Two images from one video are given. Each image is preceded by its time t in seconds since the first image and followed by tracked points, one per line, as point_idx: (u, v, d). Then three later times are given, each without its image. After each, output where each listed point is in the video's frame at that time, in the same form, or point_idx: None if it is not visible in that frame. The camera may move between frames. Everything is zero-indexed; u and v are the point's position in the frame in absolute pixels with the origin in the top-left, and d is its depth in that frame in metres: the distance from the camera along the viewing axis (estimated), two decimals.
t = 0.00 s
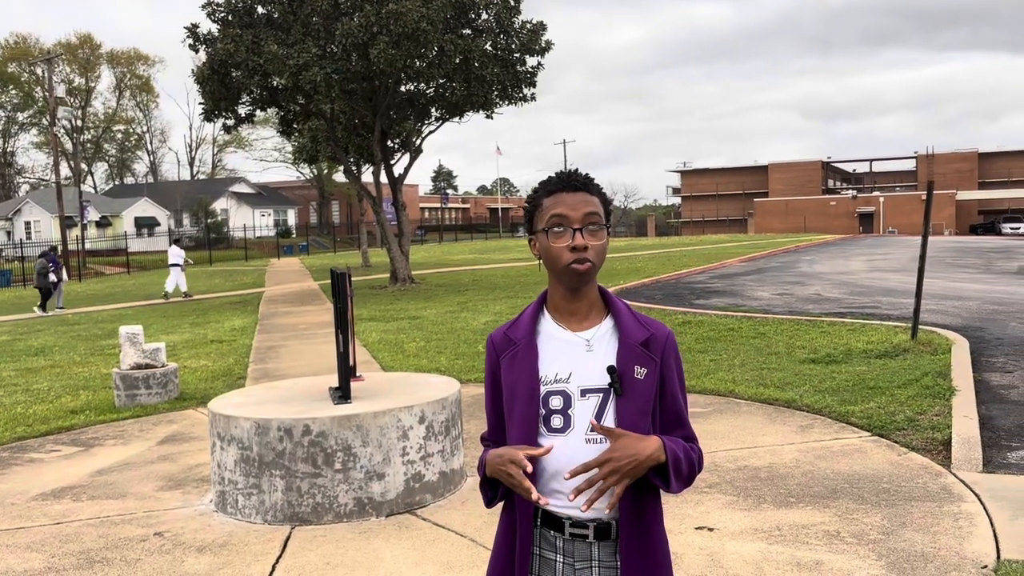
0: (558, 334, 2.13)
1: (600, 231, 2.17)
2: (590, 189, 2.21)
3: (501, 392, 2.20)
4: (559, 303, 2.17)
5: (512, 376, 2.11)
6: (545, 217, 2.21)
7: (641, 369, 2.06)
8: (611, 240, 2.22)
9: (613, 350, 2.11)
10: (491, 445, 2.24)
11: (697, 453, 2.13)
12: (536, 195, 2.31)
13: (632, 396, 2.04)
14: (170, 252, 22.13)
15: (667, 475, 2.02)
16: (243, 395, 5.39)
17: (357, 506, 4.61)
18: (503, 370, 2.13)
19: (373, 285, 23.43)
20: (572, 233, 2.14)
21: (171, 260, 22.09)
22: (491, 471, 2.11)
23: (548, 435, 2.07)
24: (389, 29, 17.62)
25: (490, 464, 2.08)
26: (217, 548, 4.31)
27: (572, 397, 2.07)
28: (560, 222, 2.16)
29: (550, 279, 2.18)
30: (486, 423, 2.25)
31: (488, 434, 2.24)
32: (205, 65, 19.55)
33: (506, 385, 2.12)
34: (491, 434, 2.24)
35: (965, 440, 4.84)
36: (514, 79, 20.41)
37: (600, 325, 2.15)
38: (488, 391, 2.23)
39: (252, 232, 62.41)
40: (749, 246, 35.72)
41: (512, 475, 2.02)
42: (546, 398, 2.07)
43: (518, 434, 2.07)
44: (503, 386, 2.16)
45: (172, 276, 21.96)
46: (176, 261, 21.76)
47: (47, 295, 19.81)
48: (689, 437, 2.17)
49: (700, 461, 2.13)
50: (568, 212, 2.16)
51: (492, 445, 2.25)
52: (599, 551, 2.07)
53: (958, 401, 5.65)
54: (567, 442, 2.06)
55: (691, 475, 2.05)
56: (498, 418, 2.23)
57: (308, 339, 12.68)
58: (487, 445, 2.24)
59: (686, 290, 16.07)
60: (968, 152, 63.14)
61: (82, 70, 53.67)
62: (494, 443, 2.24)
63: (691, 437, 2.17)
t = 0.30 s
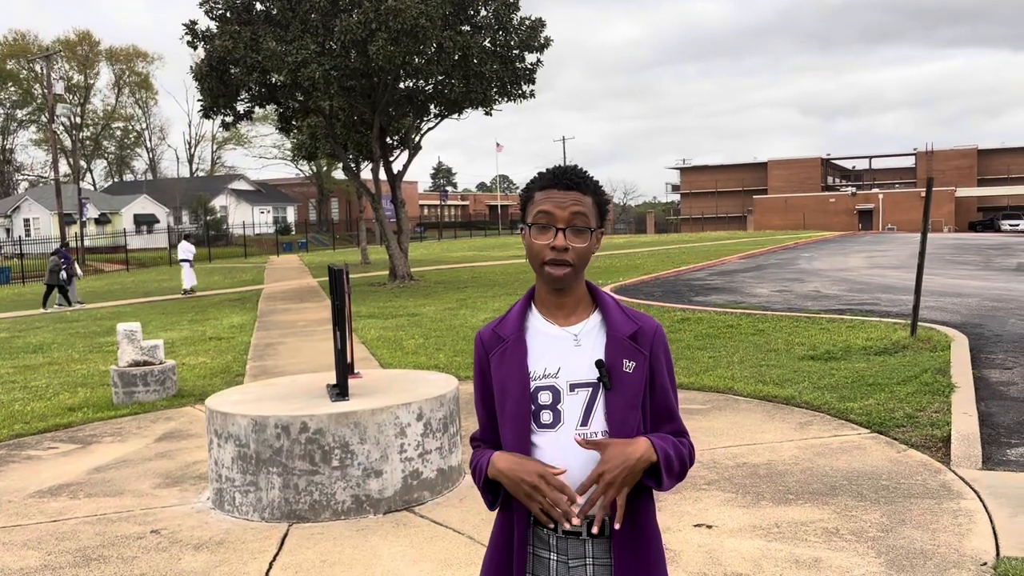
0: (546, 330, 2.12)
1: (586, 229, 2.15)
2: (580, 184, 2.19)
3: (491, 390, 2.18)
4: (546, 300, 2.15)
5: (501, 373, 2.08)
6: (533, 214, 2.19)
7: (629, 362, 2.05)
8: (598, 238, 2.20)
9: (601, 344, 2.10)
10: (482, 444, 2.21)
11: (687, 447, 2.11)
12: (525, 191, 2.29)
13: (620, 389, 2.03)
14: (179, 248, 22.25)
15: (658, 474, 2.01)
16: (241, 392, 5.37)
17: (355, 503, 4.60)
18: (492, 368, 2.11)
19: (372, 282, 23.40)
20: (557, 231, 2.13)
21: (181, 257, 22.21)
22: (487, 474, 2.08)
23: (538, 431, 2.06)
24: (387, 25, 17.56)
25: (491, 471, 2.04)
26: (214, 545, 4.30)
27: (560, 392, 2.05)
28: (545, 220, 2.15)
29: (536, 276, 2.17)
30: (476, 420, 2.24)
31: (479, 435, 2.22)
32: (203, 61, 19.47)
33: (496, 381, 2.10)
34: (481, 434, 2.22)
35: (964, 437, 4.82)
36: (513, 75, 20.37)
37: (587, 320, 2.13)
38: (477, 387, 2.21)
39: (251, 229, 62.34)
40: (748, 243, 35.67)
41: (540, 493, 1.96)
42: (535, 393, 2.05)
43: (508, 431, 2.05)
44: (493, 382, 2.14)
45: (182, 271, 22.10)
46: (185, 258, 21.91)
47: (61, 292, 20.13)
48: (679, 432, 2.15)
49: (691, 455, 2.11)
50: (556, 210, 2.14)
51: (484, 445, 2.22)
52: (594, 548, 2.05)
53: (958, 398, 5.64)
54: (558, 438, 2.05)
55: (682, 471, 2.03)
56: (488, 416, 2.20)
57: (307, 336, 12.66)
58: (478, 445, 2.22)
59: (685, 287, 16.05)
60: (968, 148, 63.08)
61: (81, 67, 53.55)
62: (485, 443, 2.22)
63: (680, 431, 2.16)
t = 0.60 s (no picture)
0: (547, 329, 2.10)
1: (584, 228, 2.13)
2: (578, 182, 2.17)
3: (491, 388, 2.16)
4: (545, 298, 2.14)
5: (501, 371, 2.07)
6: (531, 212, 2.17)
7: (630, 361, 2.04)
8: (597, 236, 2.18)
9: (601, 343, 2.08)
10: (482, 444, 2.20)
11: (683, 447, 2.10)
12: (523, 189, 2.27)
13: (621, 388, 2.02)
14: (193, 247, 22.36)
15: (652, 474, 2.00)
16: (241, 390, 5.37)
17: (356, 502, 4.58)
18: (492, 366, 2.09)
19: (375, 280, 23.37)
20: (555, 231, 2.11)
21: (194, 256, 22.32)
22: (489, 472, 2.06)
23: (540, 430, 2.05)
24: (389, 23, 17.53)
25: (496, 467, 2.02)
26: (215, 543, 4.28)
27: (561, 391, 2.04)
28: (544, 220, 2.13)
29: (535, 274, 2.15)
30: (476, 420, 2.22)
31: (480, 435, 2.20)
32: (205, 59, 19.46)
33: (497, 380, 2.08)
34: (482, 433, 2.20)
35: (967, 435, 4.81)
36: (515, 73, 20.35)
37: (587, 318, 2.12)
38: (477, 386, 2.19)
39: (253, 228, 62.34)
40: (752, 241, 35.71)
41: (549, 494, 1.94)
42: (536, 392, 2.04)
43: (509, 430, 2.04)
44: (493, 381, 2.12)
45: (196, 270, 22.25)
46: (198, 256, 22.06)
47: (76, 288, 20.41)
48: (675, 432, 2.13)
49: (687, 456, 2.10)
50: (554, 209, 2.13)
51: (484, 444, 2.20)
52: (594, 547, 2.03)
53: (960, 396, 5.62)
54: (557, 437, 2.04)
55: (677, 471, 2.03)
56: (488, 415, 2.19)
57: (309, 335, 12.65)
58: (477, 445, 2.21)
59: (687, 285, 16.02)
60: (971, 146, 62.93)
61: (83, 65, 53.57)
62: (485, 443, 2.20)
63: (678, 430, 2.14)
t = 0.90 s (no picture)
0: (551, 329, 2.09)
1: (588, 228, 2.13)
2: (582, 182, 2.16)
3: (496, 388, 2.16)
4: (551, 298, 2.13)
5: (506, 371, 2.07)
6: (535, 212, 2.17)
7: (635, 361, 2.03)
8: (602, 235, 2.18)
9: (606, 342, 2.08)
10: (487, 444, 2.19)
11: (689, 448, 2.10)
12: (526, 189, 2.27)
13: (627, 388, 2.01)
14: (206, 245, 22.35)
15: (658, 474, 2.00)
16: (245, 389, 5.37)
17: (359, 501, 4.58)
18: (497, 366, 2.09)
19: (378, 279, 23.36)
20: (559, 230, 2.11)
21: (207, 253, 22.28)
22: (494, 473, 2.05)
23: (543, 430, 2.04)
24: (392, 22, 17.52)
25: (502, 468, 2.01)
26: (219, 543, 4.29)
27: (567, 391, 2.03)
28: (547, 220, 2.13)
29: (540, 274, 2.15)
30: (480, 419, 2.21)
31: (484, 434, 2.19)
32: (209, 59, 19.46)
33: (501, 380, 2.08)
34: (486, 433, 2.19)
35: (972, 435, 4.79)
36: (518, 72, 20.36)
37: (592, 318, 2.11)
38: (481, 386, 2.19)
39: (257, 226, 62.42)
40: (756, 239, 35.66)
41: (553, 491, 1.93)
42: (541, 392, 2.04)
43: (514, 429, 2.03)
44: (498, 380, 2.12)
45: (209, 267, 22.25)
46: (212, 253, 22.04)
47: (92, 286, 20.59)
48: (682, 432, 2.13)
49: (694, 456, 2.09)
50: (557, 209, 2.12)
51: (488, 445, 2.20)
52: (598, 547, 2.04)
53: (966, 395, 5.60)
54: (563, 436, 2.03)
55: (683, 471, 2.02)
56: (493, 414, 2.18)
57: (312, 333, 12.64)
58: (481, 444, 2.20)
59: (691, 284, 15.99)
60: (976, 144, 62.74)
61: (88, 64, 53.67)
62: (490, 444, 2.20)
63: (683, 430, 2.14)
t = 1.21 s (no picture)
0: (559, 328, 2.09)
1: (595, 227, 2.12)
2: (589, 180, 2.16)
3: (503, 386, 2.16)
4: (558, 297, 2.13)
5: (514, 370, 2.07)
6: (542, 211, 2.16)
7: (641, 361, 2.03)
8: (609, 234, 2.17)
9: (613, 342, 2.08)
10: (494, 442, 2.19)
11: (695, 449, 2.09)
12: (532, 187, 2.27)
13: (633, 387, 2.01)
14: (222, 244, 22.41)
15: (662, 474, 2.00)
16: (251, 389, 5.38)
17: (364, 500, 4.59)
18: (504, 364, 2.09)
19: (383, 279, 23.34)
20: (567, 230, 2.10)
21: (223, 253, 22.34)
22: (500, 471, 2.05)
23: (549, 429, 2.04)
24: (397, 22, 17.53)
25: (508, 466, 2.01)
26: (224, 542, 4.30)
27: (572, 390, 2.03)
28: (555, 220, 2.12)
29: (548, 273, 2.15)
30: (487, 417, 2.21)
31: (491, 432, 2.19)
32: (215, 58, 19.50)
33: (508, 378, 2.08)
34: (495, 430, 2.20)
35: (979, 434, 4.77)
36: (523, 72, 20.36)
37: (600, 317, 2.11)
38: (489, 384, 2.19)
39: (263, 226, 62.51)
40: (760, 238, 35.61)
41: (555, 487, 1.93)
42: (547, 391, 2.04)
43: (521, 428, 2.03)
44: (505, 379, 2.12)
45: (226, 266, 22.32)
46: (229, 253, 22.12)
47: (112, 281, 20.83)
48: (688, 432, 2.12)
49: (699, 456, 2.09)
50: (565, 207, 2.12)
51: (495, 443, 2.20)
52: (601, 546, 2.04)
53: (972, 395, 5.58)
54: (567, 435, 2.03)
55: (688, 471, 2.02)
56: (501, 412, 2.18)
57: (317, 333, 12.65)
58: (488, 442, 2.21)
59: (697, 283, 15.97)
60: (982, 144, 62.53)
61: (94, 64, 53.82)
62: (497, 441, 2.20)
63: (689, 431, 2.13)
